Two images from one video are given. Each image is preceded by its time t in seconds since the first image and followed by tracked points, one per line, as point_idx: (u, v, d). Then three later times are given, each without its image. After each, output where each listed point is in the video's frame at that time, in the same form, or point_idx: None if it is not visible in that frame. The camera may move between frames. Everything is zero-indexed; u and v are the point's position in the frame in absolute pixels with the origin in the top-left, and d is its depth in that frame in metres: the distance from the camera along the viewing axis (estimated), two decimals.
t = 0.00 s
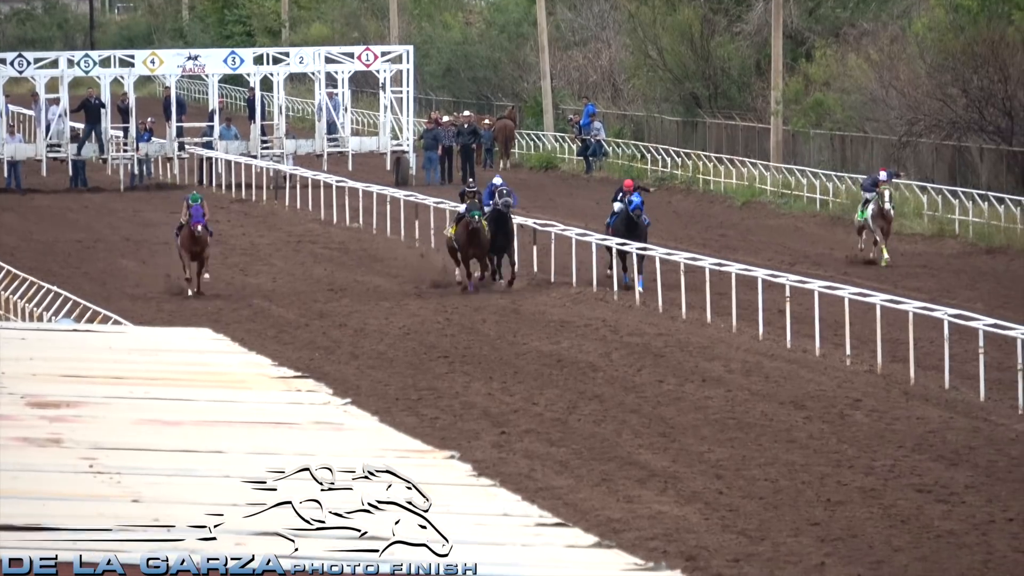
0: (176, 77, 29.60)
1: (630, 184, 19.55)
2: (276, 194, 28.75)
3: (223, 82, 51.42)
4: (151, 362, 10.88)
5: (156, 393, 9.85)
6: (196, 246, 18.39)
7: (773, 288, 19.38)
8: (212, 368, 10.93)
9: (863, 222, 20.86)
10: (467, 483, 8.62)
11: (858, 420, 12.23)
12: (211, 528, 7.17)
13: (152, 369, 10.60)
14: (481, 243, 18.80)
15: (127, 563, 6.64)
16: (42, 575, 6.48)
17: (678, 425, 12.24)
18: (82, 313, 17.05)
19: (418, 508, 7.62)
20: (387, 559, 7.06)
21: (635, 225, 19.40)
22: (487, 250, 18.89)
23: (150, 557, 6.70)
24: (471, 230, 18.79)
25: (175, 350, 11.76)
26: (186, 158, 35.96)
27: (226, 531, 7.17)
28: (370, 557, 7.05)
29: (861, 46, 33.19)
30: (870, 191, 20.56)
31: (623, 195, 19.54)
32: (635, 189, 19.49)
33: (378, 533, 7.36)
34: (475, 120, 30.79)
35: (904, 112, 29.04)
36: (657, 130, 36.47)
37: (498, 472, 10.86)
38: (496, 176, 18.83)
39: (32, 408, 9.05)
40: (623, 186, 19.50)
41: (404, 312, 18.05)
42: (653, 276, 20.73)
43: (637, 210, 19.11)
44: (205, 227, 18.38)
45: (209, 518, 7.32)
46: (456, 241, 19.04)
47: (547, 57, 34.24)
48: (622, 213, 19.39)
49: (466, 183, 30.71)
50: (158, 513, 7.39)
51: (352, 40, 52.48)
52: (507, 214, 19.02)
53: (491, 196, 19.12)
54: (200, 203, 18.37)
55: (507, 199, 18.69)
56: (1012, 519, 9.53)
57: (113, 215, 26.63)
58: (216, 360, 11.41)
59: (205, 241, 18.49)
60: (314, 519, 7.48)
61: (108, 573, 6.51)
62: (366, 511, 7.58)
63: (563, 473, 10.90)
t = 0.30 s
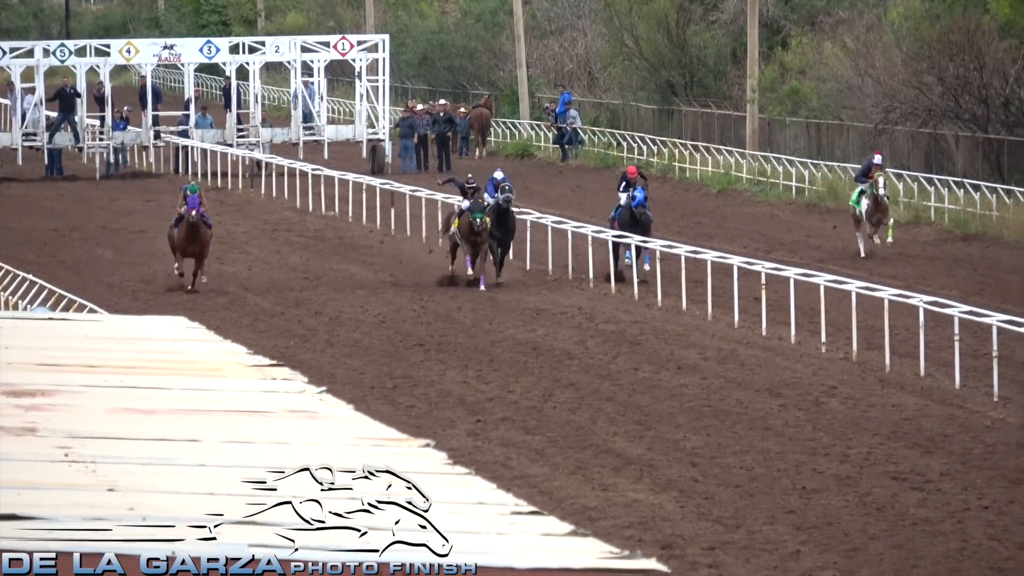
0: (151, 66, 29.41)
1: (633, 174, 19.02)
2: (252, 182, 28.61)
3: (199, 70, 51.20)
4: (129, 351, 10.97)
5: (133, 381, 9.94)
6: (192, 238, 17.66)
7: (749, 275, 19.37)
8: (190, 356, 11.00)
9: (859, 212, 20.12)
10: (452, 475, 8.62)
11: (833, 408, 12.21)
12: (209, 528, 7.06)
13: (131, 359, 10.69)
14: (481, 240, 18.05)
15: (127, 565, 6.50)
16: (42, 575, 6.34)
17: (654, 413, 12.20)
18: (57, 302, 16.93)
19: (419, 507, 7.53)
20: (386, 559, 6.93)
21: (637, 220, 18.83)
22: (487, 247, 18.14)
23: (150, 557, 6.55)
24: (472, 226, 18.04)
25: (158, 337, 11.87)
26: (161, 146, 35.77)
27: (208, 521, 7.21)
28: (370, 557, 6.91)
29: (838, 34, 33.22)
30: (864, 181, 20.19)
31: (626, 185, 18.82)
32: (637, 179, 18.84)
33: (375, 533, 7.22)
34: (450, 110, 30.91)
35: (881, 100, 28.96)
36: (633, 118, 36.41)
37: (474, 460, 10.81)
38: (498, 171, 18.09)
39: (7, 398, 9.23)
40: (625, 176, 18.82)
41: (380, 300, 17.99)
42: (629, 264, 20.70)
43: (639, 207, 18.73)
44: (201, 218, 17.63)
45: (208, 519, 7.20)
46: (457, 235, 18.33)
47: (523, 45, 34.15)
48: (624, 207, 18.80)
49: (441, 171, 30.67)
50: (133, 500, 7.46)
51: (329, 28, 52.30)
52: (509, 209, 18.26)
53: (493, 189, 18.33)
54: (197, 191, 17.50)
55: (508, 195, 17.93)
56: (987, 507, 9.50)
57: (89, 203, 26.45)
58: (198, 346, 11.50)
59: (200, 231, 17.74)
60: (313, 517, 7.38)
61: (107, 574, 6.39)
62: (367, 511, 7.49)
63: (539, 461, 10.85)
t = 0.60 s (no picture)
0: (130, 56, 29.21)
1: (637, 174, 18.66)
2: (230, 172, 28.46)
3: (177, 60, 51.01)
4: (107, 340, 10.95)
5: (111, 371, 9.93)
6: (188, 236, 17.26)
7: (727, 267, 19.37)
8: (168, 345, 10.98)
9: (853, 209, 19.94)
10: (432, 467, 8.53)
11: (810, 400, 12.22)
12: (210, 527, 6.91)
13: (110, 348, 10.69)
14: (483, 234, 17.31)
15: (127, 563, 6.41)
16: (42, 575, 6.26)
17: (631, 404, 12.19)
18: (35, 293, 16.80)
19: (419, 508, 7.37)
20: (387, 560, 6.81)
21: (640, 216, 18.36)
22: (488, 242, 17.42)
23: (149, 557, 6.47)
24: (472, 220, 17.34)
25: (137, 326, 11.86)
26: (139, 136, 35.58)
27: (184, 512, 7.16)
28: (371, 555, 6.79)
29: (815, 26, 33.23)
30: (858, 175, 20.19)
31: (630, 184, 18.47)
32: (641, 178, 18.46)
33: (376, 533, 7.04)
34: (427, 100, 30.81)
35: (859, 91, 28.97)
36: (611, 109, 36.39)
37: (451, 451, 10.78)
38: (496, 165, 17.52)
39: None
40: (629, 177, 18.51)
41: (358, 291, 17.93)
42: (607, 255, 20.67)
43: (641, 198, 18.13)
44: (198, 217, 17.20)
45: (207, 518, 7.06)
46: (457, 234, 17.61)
47: (501, 36, 34.08)
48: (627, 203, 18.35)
49: (418, 162, 30.60)
50: (109, 490, 7.43)
51: (307, 18, 52.10)
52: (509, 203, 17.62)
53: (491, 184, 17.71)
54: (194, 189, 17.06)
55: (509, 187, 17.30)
56: (964, 499, 9.50)
57: (67, 193, 26.29)
58: (178, 336, 11.48)
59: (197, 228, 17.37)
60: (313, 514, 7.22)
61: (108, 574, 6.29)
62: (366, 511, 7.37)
63: (516, 452, 10.82)
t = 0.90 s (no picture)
0: (107, 48, 29.02)
1: (638, 168, 18.27)
2: (208, 164, 28.33)
3: (155, 52, 50.79)
4: (86, 332, 10.89)
5: (91, 363, 9.88)
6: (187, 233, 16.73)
7: (705, 259, 19.37)
8: (146, 338, 10.92)
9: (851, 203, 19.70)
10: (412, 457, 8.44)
11: (788, 391, 12.22)
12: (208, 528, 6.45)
13: (88, 340, 10.63)
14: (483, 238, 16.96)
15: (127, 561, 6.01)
16: None
17: (608, 395, 12.17)
18: (12, 285, 16.68)
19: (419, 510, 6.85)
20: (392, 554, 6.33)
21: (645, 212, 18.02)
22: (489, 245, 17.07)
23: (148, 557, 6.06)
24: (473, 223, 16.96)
25: (117, 318, 11.80)
26: (116, 127, 35.36)
27: (162, 503, 7.07)
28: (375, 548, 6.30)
29: (793, 17, 33.26)
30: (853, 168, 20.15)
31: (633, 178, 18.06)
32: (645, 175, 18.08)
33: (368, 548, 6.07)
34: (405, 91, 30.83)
35: (836, 83, 29.04)
36: (588, 101, 36.41)
37: (429, 442, 10.73)
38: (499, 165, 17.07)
39: None
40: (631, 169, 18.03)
41: (335, 282, 17.87)
42: (585, 246, 20.64)
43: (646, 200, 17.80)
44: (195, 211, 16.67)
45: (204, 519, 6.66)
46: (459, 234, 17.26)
47: (479, 27, 34.03)
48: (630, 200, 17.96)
49: (396, 153, 30.53)
50: (86, 483, 7.36)
51: (285, 10, 51.97)
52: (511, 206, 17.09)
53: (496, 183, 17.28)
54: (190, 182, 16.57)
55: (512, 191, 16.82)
56: (942, 489, 9.49)
57: (44, 185, 26.14)
58: (159, 328, 11.43)
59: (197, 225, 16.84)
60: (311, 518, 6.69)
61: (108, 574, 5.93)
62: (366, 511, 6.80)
63: (494, 444, 10.78)
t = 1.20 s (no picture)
0: (82, 38, 28.81)
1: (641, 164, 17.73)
2: (182, 153, 28.18)
3: (130, 41, 50.55)
4: (59, 322, 10.94)
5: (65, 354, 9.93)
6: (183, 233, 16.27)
7: (680, 249, 19.37)
8: (117, 330, 10.90)
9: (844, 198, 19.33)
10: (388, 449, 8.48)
11: (763, 380, 12.23)
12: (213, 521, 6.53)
13: (68, 333, 10.65)
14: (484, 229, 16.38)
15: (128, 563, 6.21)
16: None
17: (583, 385, 12.16)
18: None
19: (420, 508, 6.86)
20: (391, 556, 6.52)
21: (649, 208, 17.42)
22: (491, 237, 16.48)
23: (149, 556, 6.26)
24: (473, 213, 16.41)
25: (97, 309, 11.79)
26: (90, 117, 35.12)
27: (136, 492, 7.09)
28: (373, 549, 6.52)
29: (767, 7, 33.28)
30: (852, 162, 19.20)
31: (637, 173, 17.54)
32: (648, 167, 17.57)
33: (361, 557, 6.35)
34: (380, 81, 30.83)
35: (812, 73, 29.15)
36: (563, 91, 36.39)
37: (403, 432, 10.69)
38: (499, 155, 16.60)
39: None
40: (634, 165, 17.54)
41: (310, 272, 17.80)
42: (560, 236, 20.61)
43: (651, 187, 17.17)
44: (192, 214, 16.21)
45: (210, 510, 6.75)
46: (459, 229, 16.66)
47: (454, 17, 33.99)
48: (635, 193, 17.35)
49: (371, 143, 30.43)
50: (61, 472, 7.39)
51: None
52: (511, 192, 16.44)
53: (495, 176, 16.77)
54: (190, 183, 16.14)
55: (512, 180, 16.31)
56: (917, 480, 9.50)
57: (18, 175, 25.96)
58: (139, 320, 11.43)
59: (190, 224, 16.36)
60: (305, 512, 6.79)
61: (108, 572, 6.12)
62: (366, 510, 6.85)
63: (469, 433, 10.75)
